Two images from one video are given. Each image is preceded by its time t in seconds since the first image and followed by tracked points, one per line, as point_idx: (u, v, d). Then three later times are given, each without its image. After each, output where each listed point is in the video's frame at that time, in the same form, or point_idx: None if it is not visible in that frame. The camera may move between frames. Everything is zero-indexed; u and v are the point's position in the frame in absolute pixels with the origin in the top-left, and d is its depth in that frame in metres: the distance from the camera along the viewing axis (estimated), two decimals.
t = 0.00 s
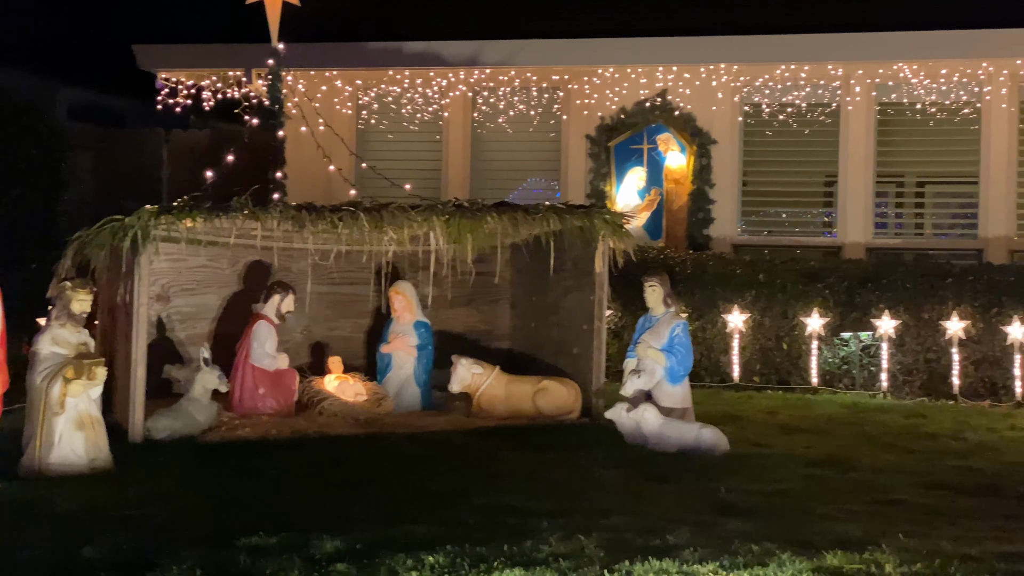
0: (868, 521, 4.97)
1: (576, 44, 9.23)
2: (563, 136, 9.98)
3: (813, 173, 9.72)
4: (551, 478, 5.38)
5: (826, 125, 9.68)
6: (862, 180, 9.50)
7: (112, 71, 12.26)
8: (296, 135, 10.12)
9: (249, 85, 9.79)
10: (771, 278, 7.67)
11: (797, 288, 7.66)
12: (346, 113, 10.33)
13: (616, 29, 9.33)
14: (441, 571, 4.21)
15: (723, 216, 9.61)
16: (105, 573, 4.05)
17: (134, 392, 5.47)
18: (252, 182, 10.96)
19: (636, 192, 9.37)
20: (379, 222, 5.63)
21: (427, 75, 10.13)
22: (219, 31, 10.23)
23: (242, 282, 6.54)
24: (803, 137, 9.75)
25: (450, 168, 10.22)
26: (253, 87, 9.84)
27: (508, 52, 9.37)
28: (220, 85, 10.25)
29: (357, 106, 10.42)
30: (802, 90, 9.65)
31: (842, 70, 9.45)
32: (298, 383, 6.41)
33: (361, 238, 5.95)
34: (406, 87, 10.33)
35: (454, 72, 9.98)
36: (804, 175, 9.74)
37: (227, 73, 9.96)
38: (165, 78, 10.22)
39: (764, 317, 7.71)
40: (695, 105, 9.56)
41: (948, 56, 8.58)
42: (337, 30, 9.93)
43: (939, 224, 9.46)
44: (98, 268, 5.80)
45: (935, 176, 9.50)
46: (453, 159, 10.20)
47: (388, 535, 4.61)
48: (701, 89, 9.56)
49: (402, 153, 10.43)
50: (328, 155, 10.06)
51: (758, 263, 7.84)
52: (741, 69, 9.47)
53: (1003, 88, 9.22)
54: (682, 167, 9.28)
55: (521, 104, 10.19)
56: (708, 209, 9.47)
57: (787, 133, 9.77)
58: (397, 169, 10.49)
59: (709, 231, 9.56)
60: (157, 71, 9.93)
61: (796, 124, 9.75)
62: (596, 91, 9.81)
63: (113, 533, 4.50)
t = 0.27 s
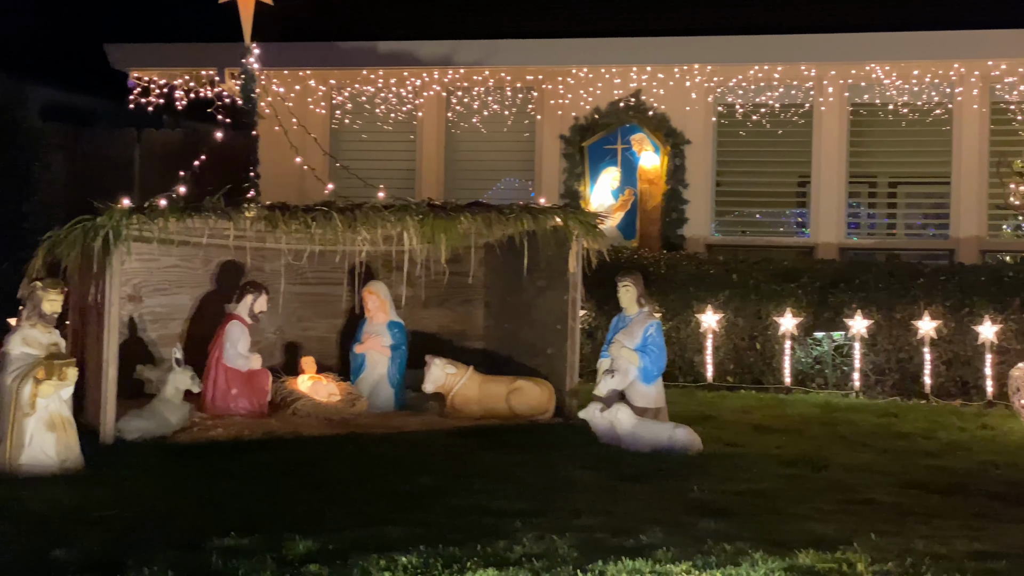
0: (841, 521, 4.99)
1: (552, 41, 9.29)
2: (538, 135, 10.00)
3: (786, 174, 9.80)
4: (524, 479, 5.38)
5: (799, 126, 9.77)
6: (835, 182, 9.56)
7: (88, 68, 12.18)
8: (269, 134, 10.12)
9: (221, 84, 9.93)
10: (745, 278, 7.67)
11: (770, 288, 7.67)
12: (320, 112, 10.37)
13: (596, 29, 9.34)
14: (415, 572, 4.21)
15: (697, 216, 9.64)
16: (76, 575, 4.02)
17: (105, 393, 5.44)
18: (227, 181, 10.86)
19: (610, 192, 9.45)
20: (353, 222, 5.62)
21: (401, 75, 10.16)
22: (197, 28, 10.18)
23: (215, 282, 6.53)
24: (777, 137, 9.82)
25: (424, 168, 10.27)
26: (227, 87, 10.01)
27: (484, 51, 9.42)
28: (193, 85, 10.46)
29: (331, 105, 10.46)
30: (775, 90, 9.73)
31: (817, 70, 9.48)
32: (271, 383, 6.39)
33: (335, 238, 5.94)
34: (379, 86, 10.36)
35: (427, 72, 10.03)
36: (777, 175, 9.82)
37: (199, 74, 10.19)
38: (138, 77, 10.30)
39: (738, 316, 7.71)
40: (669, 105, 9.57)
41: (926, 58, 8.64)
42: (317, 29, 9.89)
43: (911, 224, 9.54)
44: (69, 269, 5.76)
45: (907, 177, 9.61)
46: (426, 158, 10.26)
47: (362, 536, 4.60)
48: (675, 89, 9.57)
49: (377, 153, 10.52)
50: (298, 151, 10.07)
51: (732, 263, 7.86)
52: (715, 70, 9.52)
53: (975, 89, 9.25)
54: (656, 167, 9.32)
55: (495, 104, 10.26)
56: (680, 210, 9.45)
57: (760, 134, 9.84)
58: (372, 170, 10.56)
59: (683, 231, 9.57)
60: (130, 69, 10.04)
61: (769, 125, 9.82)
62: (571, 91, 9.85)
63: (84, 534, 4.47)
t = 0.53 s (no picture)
0: (815, 520, 5.01)
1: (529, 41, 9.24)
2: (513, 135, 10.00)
3: (763, 174, 9.83)
4: (500, 478, 5.38)
5: (775, 126, 9.81)
6: (810, 182, 9.60)
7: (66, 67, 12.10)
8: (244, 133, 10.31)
9: (196, 83, 9.85)
10: (720, 278, 7.69)
11: (745, 288, 7.69)
12: (294, 111, 10.45)
13: (577, 29, 9.35)
14: (390, 573, 4.20)
15: (673, 216, 9.67)
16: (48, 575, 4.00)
17: (79, 393, 5.42)
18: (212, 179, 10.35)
19: (586, 192, 9.44)
20: (328, 222, 5.61)
21: (377, 74, 10.09)
22: (177, 26, 10.15)
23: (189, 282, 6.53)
24: (752, 137, 9.86)
25: (399, 166, 10.26)
26: (202, 86, 9.92)
27: (458, 53, 9.37)
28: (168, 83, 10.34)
29: (306, 105, 10.51)
30: (751, 91, 9.78)
31: (791, 71, 9.51)
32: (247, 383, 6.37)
33: (310, 238, 5.93)
34: (355, 85, 10.36)
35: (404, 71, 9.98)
36: (753, 175, 9.84)
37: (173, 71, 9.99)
38: (111, 75, 10.22)
39: (713, 316, 7.72)
40: (645, 105, 9.64)
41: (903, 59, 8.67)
42: (299, 28, 9.86)
43: (886, 224, 9.62)
44: (42, 269, 5.73)
45: (881, 177, 9.67)
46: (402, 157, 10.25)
47: (337, 536, 4.59)
48: (650, 89, 9.64)
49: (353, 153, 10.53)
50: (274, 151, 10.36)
51: (707, 263, 7.86)
52: (690, 70, 9.54)
53: (949, 89, 9.32)
54: (632, 168, 9.32)
55: (471, 104, 10.28)
56: (657, 209, 9.56)
57: (735, 134, 9.88)
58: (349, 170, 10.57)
59: (659, 231, 9.64)
60: (103, 67, 9.98)
61: (744, 125, 9.87)
62: (547, 91, 9.86)
63: (57, 535, 4.45)
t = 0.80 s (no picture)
0: (788, 518, 5.03)
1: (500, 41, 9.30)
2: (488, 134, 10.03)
3: (736, 173, 9.86)
4: (474, 478, 5.37)
5: (748, 125, 9.86)
6: (783, 181, 9.60)
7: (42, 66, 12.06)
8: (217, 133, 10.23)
9: (169, 82, 9.96)
10: (694, 277, 7.72)
11: (719, 287, 7.73)
12: (269, 110, 10.38)
13: (557, 28, 9.36)
14: (363, 572, 4.20)
15: (647, 215, 9.69)
16: None
17: (50, 392, 5.38)
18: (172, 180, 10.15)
19: (560, 191, 9.42)
20: (301, 221, 5.60)
21: (350, 72, 10.12)
22: (155, 25, 10.11)
23: (161, 281, 6.54)
24: (725, 137, 9.90)
25: (373, 164, 10.24)
26: (174, 84, 10.02)
27: (434, 49, 9.43)
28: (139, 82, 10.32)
29: (279, 103, 10.46)
30: (724, 90, 9.80)
31: (765, 70, 9.51)
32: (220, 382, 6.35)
33: (283, 237, 5.91)
34: (329, 84, 10.34)
35: (378, 70, 9.99)
36: (727, 175, 9.87)
37: (145, 71, 10.09)
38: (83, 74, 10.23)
39: (687, 315, 7.78)
40: (619, 105, 9.68)
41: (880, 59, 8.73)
42: (279, 27, 9.83)
43: (858, 224, 9.64)
44: (12, 269, 5.67)
45: (853, 177, 9.73)
46: (376, 156, 10.25)
47: (310, 536, 4.57)
48: (625, 88, 9.67)
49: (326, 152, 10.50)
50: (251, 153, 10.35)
51: (681, 262, 7.89)
52: (664, 69, 9.54)
53: (921, 89, 9.37)
54: (605, 166, 9.36)
55: (445, 103, 10.29)
56: (631, 209, 9.56)
57: (709, 133, 9.93)
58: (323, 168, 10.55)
59: (633, 230, 9.64)
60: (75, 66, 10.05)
61: (718, 124, 9.91)
62: (521, 90, 9.88)
63: (25, 536, 4.41)
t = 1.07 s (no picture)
0: (761, 515, 5.05)
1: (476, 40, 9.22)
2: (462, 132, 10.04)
3: (711, 172, 9.91)
4: (447, 476, 5.37)
5: (722, 124, 9.87)
6: (758, 182, 9.66)
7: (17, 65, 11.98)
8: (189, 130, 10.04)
9: (141, 79, 9.89)
10: (668, 275, 7.73)
11: (694, 286, 7.75)
12: (242, 108, 10.40)
13: (537, 27, 9.36)
14: (335, 571, 4.19)
15: (621, 215, 9.72)
16: None
17: (20, 391, 5.36)
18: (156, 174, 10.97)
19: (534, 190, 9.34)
20: (275, 220, 5.57)
21: (324, 71, 10.11)
22: (134, 24, 10.06)
23: (134, 280, 6.54)
24: (700, 136, 9.91)
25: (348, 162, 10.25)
26: (146, 82, 9.97)
27: (407, 48, 9.35)
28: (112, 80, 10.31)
29: (253, 101, 10.47)
30: (698, 89, 9.84)
31: (738, 69, 9.59)
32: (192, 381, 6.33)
33: (257, 235, 5.89)
34: (303, 82, 10.33)
35: (352, 68, 9.98)
36: (701, 174, 9.92)
37: (118, 67, 9.99)
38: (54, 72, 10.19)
39: (661, 313, 7.77)
40: (594, 104, 9.69)
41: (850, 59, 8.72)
42: (260, 26, 9.81)
43: (832, 223, 9.71)
44: None
45: (827, 176, 9.76)
46: (350, 154, 10.26)
47: (284, 535, 4.56)
48: (600, 88, 9.69)
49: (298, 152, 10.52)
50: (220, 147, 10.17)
51: (656, 260, 7.91)
52: (639, 67, 9.58)
53: (893, 89, 9.41)
54: (581, 164, 9.31)
55: (419, 101, 10.30)
56: (606, 207, 9.56)
57: (683, 132, 9.94)
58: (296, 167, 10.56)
59: (608, 229, 9.67)
60: (46, 63, 9.90)
61: (692, 123, 9.92)
62: (496, 89, 9.88)
63: None
